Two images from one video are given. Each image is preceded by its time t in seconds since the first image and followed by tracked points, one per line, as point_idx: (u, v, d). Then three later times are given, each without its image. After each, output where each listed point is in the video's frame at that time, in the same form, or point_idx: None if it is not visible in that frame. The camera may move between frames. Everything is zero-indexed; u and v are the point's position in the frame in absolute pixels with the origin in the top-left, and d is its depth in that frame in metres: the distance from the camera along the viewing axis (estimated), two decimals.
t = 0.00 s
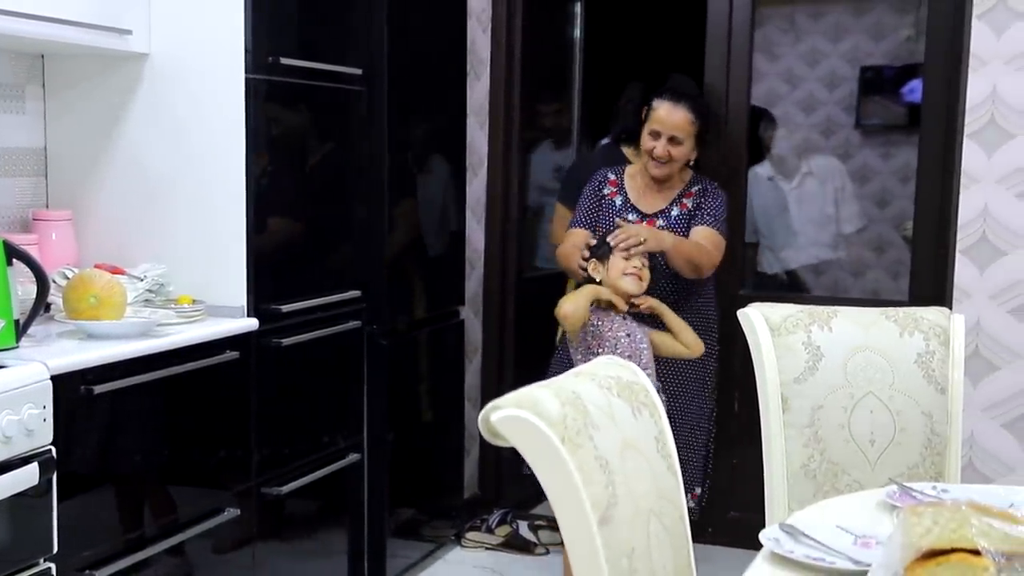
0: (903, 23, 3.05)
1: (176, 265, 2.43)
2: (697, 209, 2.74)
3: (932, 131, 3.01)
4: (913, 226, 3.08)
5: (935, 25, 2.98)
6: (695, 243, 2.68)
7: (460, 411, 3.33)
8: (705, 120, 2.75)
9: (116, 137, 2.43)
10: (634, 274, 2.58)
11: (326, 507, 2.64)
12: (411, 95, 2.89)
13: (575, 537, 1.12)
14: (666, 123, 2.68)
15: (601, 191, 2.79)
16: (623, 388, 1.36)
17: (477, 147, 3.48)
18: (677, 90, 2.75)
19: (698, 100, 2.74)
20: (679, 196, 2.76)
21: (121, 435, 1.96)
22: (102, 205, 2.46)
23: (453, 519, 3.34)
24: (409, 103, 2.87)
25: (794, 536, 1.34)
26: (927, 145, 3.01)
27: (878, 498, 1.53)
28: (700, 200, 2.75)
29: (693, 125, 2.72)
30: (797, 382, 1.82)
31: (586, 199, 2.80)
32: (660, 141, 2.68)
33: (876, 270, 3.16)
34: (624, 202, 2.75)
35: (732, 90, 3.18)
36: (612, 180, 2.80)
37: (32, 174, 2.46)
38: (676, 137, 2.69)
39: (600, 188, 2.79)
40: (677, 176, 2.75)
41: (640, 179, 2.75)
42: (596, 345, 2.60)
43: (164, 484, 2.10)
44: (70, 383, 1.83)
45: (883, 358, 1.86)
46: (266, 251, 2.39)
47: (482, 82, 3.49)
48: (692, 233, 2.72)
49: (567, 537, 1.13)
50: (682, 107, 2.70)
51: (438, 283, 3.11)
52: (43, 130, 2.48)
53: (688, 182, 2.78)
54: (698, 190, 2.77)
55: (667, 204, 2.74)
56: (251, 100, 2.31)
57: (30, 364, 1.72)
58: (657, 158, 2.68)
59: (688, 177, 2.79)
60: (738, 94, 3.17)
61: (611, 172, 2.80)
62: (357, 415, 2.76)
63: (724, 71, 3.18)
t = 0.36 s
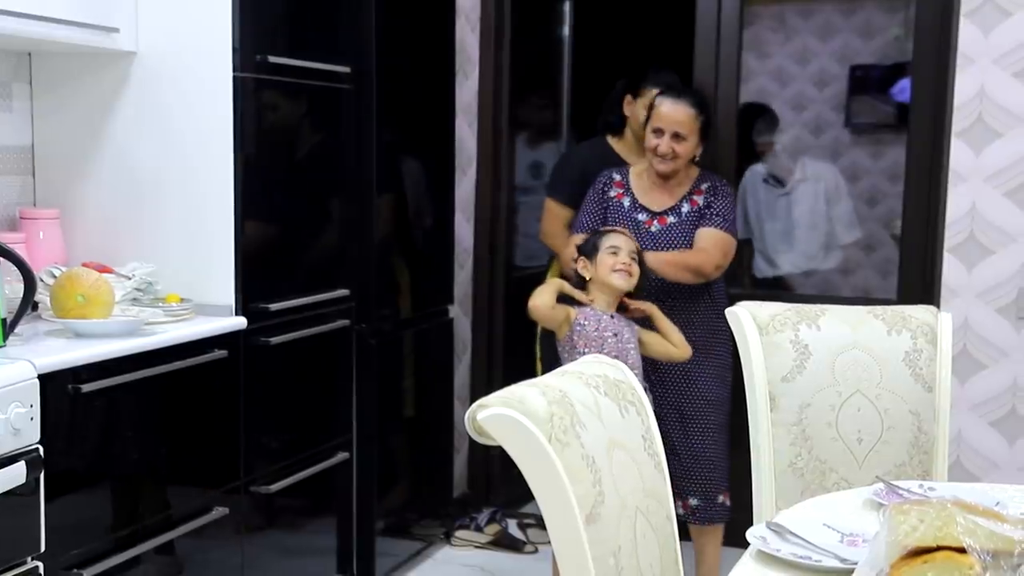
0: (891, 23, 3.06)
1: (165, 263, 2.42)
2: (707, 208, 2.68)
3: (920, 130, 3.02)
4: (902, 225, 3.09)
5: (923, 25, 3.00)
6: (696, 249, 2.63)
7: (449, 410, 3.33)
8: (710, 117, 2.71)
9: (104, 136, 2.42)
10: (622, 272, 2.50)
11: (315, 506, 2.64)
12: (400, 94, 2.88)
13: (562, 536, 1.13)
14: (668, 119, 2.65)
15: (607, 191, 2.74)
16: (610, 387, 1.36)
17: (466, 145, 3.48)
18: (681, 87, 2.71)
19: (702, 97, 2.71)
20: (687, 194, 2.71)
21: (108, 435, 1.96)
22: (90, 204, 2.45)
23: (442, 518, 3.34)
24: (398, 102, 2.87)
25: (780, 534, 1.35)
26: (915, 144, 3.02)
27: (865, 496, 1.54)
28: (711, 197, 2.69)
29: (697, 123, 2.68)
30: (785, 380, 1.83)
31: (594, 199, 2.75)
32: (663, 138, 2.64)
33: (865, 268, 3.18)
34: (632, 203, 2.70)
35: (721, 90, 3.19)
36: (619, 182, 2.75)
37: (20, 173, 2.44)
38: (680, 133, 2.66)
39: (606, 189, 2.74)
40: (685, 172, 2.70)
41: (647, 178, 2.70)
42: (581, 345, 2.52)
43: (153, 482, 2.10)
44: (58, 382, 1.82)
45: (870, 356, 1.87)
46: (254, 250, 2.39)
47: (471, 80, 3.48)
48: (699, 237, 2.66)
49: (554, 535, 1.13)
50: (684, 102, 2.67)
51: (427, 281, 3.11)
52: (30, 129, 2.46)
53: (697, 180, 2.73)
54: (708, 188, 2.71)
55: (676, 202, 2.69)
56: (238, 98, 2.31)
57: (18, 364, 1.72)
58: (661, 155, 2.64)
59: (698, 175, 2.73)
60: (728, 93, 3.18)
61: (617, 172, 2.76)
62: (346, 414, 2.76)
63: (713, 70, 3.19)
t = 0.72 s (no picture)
0: (886, 19, 3.07)
1: (161, 260, 2.42)
2: (748, 211, 2.75)
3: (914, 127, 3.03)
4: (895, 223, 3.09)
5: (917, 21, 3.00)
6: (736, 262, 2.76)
7: (445, 406, 3.33)
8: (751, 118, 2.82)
9: (101, 132, 2.42)
10: (613, 268, 2.62)
11: (310, 502, 2.64)
12: (396, 90, 2.89)
13: (557, 534, 1.13)
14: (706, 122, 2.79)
15: (641, 192, 2.80)
16: (605, 383, 1.37)
17: (461, 141, 3.48)
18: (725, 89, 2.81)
19: (744, 97, 2.81)
20: (728, 194, 2.76)
21: (104, 431, 1.96)
22: (86, 201, 2.45)
23: (437, 514, 3.34)
24: (394, 97, 2.88)
25: (774, 531, 1.36)
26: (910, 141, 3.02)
27: (860, 493, 1.54)
28: (752, 199, 2.76)
29: (738, 126, 2.80)
30: (779, 377, 1.83)
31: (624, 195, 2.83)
32: (700, 138, 2.77)
33: (860, 266, 3.18)
34: (669, 205, 2.76)
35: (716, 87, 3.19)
36: (654, 182, 2.80)
37: (16, 169, 2.44)
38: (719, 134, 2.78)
39: (641, 189, 2.81)
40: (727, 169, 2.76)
41: (687, 175, 2.76)
42: (574, 340, 2.65)
43: (149, 479, 2.10)
44: (53, 378, 1.82)
45: (864, 353, 1.87)
46: (249, 246, 2.39)
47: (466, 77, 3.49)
48: (737, 245, 2.76)
49: (549, 533, 1.14)
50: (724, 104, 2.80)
51: (421, 278, 3.11)
52: (26, 125, 2.46)
53: (737, 180, 2.79)
54: (749, 189, 2.78)
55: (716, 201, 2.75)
56: (233, 93, 2.31)
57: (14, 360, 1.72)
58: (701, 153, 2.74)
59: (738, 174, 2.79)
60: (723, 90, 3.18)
61: (650, 171, 2.81)
62: (341, 410, 2.76)
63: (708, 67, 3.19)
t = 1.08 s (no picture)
0: (891, 16, 3.06)
1: (164, 256, 2.42)
2: (763, 216, 2.52)
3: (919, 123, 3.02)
4: (900, 220, 3.08)
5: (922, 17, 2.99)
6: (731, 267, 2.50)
7: (448, 403, 3.34)
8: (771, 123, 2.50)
9: (104, 128, 2.42)
10: (609, 275, 2.55)
11: (313, 497, 2.64)
12: (399, 87, 2.88)
13: (557, 530, 1.13)
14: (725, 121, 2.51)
15: (667, 186, 2.63)
16: (607, 379, 1.37)
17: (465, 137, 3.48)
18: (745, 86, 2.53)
19: (768, 93, 2.52)
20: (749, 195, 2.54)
21: (107, 427, 1.96)
22: (90, 197, 2.46)
23: (441, 510, 3.35)
24: (398, 93, 2.88)
25: (777, 527, 1.36)
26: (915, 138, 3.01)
27: (863, 489, 1.54)
28: (768, 202, 2.51)
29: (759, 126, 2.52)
30: (782, 373, 1.83)
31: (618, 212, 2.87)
32: (718, 139, 2.51)
33: (865, 262, 3.18)
34: (690, 203, 2.59)
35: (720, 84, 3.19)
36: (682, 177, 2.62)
37: (19, 166, 2.45)
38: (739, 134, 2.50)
39: (668, 184, 2.64)
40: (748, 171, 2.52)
41: (708, 175, 2.56)
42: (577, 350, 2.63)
43: (152, 474, 2.10)
44: (55, 374, 1.83)
45: (868, 349, 1.87)
46: (252, 242, 2.39)
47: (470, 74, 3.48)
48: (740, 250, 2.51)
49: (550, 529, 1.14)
50: (745, 100, 2.50)
51: (424, 275, 3.11)
52: (30, 122, 2.47)
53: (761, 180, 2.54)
54: (769, 190, 2.53)
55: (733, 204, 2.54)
56: (236, 89, 2.31)
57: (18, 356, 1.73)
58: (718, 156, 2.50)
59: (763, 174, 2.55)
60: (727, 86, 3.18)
61: (679, 166, 2.62)
62: (344, 406, 2.76)
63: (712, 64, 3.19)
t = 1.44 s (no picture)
0: (894, 13, 3.04)
1: (166, 253, 2.42)
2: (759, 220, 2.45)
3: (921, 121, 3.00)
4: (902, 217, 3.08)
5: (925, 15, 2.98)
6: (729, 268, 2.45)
7: (450, 401, 3.34)
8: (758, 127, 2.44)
9: (104, 125, 2.42)
10: (573, 278, 2.64)
11: (315, 495, 2.65)
12: (400, 84, 2.88)
13: (558, 526, 1.13)
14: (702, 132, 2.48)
15: (661, 199, 2.58)
16: (608, 376, 1.36)
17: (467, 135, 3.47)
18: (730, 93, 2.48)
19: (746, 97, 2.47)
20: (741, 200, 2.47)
21: (108, 424, 1.97)
22: (91, 194, 2.46)
23: (443, 508, 3.35)
24: (400, 90, 2.87)
25: (778, 524, 1.35)
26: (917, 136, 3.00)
27: (863, 486, 1.54)
28: (763, 204, 2.44)
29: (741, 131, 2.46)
30: (783, 370, 1.83)
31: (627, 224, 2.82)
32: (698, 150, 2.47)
33: (866, 260, 3.17)
34: (685, 215, 2.53)
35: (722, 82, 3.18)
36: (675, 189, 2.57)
37: (19, 162, 2.45)
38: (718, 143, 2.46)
39: (662, 197, 2.58)
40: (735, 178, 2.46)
41: (696, 184, 2.50)
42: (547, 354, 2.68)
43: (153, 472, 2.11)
44: (55, 372, 1.83)
45: (868, 345, 1.87)
46: (253, 239, 2.39)
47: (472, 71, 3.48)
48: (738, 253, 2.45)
49: (551, 525, 1.14)
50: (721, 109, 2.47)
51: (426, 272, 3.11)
52: (30, 118, 2.47)
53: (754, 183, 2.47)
54: (763, 191, 2.46)
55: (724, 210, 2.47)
56: (236, 87, 2.31)
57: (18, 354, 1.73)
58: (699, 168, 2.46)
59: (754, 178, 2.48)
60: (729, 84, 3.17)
61: (672, 177, 2.56)
62: (345, 403, 2.76)
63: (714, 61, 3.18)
